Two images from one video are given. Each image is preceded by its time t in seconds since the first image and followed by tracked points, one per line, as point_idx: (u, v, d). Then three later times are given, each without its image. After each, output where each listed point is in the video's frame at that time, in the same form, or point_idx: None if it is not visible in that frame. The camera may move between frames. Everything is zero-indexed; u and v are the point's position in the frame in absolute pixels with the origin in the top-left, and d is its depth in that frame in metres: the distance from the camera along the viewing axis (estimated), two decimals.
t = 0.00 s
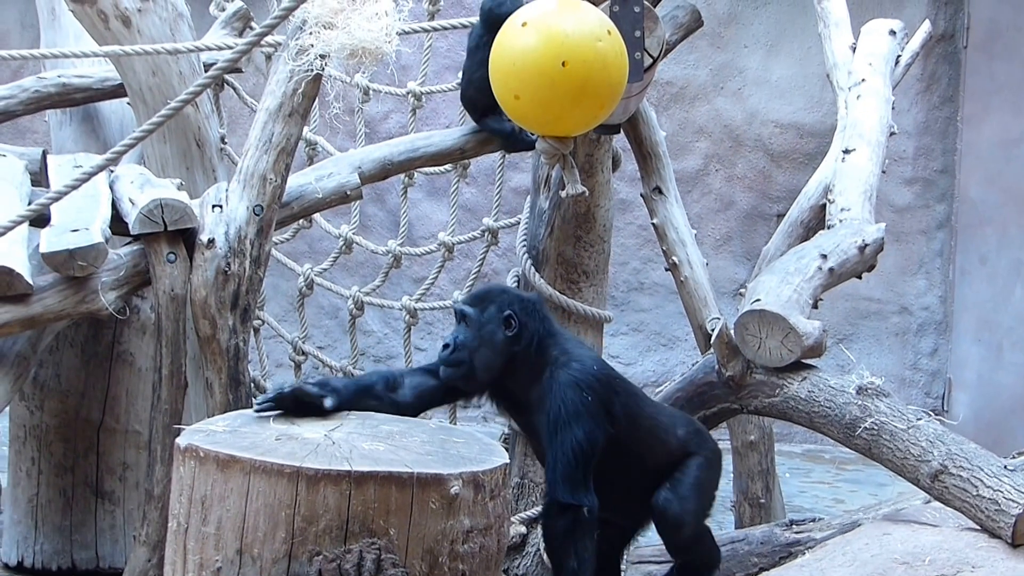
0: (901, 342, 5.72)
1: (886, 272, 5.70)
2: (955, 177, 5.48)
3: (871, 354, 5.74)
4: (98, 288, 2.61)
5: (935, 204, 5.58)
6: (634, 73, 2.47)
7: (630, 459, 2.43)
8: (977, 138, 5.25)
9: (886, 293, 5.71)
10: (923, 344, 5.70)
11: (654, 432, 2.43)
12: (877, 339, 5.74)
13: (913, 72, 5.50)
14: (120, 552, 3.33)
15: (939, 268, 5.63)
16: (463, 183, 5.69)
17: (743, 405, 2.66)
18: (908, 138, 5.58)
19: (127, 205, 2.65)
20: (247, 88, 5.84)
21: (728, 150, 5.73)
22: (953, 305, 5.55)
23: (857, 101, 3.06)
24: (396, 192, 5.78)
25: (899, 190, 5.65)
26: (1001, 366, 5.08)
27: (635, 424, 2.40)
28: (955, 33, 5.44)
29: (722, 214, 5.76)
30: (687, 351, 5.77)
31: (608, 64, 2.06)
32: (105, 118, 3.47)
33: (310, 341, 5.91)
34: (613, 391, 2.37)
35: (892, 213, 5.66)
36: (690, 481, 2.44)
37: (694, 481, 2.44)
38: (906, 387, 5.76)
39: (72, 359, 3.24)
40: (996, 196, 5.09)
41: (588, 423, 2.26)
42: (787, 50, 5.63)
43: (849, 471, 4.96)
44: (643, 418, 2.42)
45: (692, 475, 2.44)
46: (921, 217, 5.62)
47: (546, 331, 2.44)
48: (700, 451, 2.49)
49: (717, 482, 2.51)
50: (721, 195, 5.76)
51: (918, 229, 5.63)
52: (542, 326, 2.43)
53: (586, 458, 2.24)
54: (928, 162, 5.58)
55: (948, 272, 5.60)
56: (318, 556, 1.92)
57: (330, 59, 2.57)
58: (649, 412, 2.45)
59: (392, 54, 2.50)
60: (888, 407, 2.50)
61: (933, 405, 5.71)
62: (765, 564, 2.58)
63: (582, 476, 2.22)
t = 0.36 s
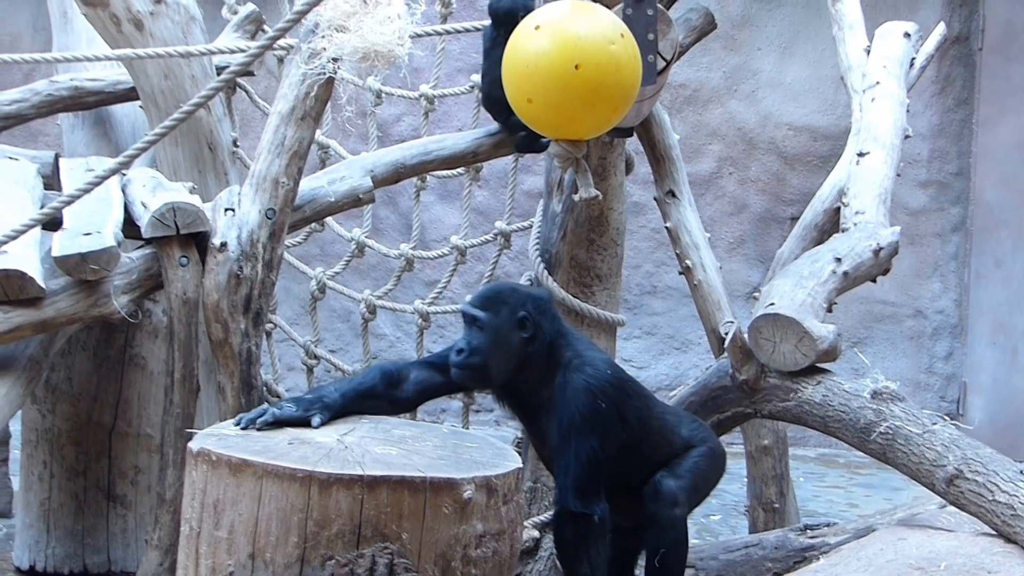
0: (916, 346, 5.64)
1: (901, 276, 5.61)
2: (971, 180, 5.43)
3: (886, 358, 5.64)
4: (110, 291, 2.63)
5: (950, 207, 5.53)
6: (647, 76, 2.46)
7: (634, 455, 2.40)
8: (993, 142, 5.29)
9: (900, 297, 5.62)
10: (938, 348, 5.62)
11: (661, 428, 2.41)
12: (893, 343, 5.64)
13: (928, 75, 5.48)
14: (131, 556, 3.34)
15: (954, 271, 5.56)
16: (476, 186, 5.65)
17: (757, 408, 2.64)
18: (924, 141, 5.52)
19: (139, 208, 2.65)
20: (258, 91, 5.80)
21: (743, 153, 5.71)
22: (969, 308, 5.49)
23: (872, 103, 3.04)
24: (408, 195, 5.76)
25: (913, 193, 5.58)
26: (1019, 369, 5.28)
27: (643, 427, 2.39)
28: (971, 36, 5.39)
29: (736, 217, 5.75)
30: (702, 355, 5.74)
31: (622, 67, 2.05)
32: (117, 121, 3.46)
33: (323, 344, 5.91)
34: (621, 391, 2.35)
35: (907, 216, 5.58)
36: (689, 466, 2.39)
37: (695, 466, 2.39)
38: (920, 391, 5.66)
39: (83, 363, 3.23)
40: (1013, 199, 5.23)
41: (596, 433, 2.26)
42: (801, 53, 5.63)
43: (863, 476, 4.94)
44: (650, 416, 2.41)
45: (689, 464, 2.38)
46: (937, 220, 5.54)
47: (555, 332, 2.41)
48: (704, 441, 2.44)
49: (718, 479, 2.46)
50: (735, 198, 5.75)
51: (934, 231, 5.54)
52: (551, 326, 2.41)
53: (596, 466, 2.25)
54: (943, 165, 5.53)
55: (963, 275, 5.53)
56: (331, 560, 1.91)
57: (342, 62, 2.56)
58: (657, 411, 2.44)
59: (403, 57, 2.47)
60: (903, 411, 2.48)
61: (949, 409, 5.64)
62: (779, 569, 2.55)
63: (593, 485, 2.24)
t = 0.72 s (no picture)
0: (935, 350, 5.66)
1: (919, 279, 5.64)
2: (990, 184, 5.45)
3: (904, 362, 5.67)
4: (126, 295, 2.63)
5: (968, 210, 5.55)
6: (664, 79, 2.45)
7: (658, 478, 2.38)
8: (1012, 144, 5.23)
9: (919, 300, 5.65)
10: (956, 352, 5.65)
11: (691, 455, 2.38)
12: (911, 347, 5.67)
13: (946, 77, 5.48)
14: (147, 560, 3.35)
15: (973, 275, 5.58)
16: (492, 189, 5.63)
17: (775, 413, 2.62)
18: (941, 144, 5.55)
19: (155, 211, 2.65)
20: (273, 94, 5.79)
21: (760, 157, 5.67)
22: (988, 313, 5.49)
23: (890, 106, 3.03)
24: (423, 199, 5.71)
25: (932, 196, 5.62)
26: None
27: (675, 451, 2.35)
28: (989, 38, 5.41)
29: (753, 220, 5.70)
30: (719, 359, 5.70)
31: (639, 70, 2.04)
32: (133, 124, 3.47)
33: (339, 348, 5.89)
34: (661, 422, 2.31)
35: (925, 219, 5.61)
36: (696, 497, 2.37)
37: (702, 501, 2.36)
38: (938, 395, 5.69)
39: (99, 366, 3.22)
40: None
41: (621, 462, 2.30)
42: (818, 56, 5.60)
43: (881, 480, 4.92)
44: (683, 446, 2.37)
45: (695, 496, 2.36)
46: (955, 224, 5.58)
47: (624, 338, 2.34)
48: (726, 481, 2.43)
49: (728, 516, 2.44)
50: (752, 202, 5.71)
51: (951, 235, 5.58)
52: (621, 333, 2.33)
53: (611, 493, 2.33)
54: (961, 168, 5.55)
55: (982, 279, 5.55)
56: (347, 565, 1.91)
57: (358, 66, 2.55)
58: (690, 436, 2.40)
59: (420, 61, 2.48)
60: (921, 416, 2.45)
61: (967, 413, 5.67)
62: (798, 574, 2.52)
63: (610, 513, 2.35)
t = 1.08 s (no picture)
0: (956, 355, 5.67)
1: (941, 283, 5.64)
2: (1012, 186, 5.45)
3: (926, 366, 5.67)
4: (146, 298, 2.63)
5: (991, 214, 5.56)
6: (686, 82, 2.44)
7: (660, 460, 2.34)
8: None
9: (941, 304, 5.66)
10: (978, 356, 5.65)
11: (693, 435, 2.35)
12: (932, 351, 5.67)
13: (968, 80, 5.49)
14: (165, 564, 3.33)
15: (994, 279, 5.60)
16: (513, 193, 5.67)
17: (796, 418, 2.58)
18: (964, 147, 5.54)
19: (175, 216, 2.65)
20: (293, 98, 5.83)
21: (781, 160, 5.71)
22: (1009, 317, 5.51)
23: (911, 109, 3.01)
24: (443, 202, 5.76)
25: (954, 199, 5.61)
26: None
27: (674, 434, 2.30)
28: (1011, 41, 5.41)
29: (774, 224, 5.74)
30: (739, 363, 5.78)
31: (660, 73, 2.01)
32: (152, 128, 3.46)
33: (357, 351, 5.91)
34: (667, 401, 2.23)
35: (947, 222, 5.63)
36: (684, 504, 2.33)
37: (690, 505, 2.33)
38: (961, 400, 5.68)
39: (119, 369, 3.24)
40: None
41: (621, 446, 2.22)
42: (840, 58, 5.65)
43: (903, 485, 4.91)
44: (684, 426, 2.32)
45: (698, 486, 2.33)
46: (977, 227, 5.58)
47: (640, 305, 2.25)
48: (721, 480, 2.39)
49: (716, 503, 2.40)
50: (773, 205, 5.76)
51: (973, 239, 5.59)
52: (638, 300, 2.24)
53: (609, 478, 2.26)
54: (983, 171, 5.56)
55: (1004, 283, 5.57)
56: (366, 569, 1.89)
57: (378, 69, 2.55)
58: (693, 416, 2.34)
59: (440, 64, 2.49)
60: (943, 421, 2.44)
61: (989, 418, 5.66)
62: None
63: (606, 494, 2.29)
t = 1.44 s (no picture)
0: (978, 358, 5.76)
1: (963, 287, 5.74)
2: None
3: (947, 369, 5.75)
4: (165, 301, 2.63)
5: (1013, 216, 5.67)
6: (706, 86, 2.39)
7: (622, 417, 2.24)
8: None
9: (962, 308, 5.75)
10: (1000, 360, 5.74)
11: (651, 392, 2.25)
12: (954, 355, 5.76)
13: (990, 82, 5.61)
14: (185, 568, 3.34)
15: (1017, 282, 5.70)
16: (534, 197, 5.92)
17: (816, 422, 2.53)
18: (985, 150, 5.65)
19: (194, 219, 2.66)
20: (313, 101, 5.94)
21: (802, 162, 5.88)
22: None
23: (933, 112, 3.00)
24: (463, 205, 5.96)
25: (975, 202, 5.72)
26: None
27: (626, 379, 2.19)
28: None
29: (794, 227, 5.91)
30: (760, 367, 5.96)
31: (680, 76, 1.98)
32: (171, 131, 3.47)
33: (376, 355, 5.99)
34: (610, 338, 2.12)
35: (969, 225, 5.72)
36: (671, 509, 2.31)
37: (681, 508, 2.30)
38: (983, 403, 5.78)
39: (138, 373, 3.25)
40: None
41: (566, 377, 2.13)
42: (860, 60, 5.80)
43: (923, 490, 5.08)
44: (638, 382, 2.22)
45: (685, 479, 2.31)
46: (998, 230, 5.69)
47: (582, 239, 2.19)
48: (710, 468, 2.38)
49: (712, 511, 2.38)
50: (794, 208, 5.92)
51: (995, 242, 5.69)
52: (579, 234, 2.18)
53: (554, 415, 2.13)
54: (1005, 174, 5.67)
55: None
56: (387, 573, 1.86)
57: (397, 71, 2.53)
58: (649, 367, 2.26)
59: (459, 66, 2.55)
60: (966, 424, 2.37)
61: (1011, 422, 5.74)
62: None
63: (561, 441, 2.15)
